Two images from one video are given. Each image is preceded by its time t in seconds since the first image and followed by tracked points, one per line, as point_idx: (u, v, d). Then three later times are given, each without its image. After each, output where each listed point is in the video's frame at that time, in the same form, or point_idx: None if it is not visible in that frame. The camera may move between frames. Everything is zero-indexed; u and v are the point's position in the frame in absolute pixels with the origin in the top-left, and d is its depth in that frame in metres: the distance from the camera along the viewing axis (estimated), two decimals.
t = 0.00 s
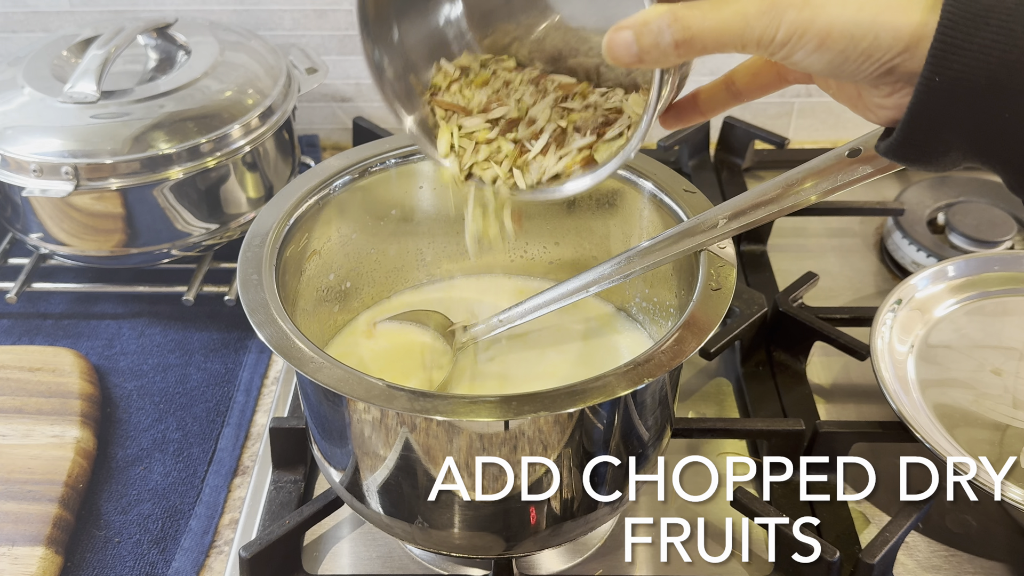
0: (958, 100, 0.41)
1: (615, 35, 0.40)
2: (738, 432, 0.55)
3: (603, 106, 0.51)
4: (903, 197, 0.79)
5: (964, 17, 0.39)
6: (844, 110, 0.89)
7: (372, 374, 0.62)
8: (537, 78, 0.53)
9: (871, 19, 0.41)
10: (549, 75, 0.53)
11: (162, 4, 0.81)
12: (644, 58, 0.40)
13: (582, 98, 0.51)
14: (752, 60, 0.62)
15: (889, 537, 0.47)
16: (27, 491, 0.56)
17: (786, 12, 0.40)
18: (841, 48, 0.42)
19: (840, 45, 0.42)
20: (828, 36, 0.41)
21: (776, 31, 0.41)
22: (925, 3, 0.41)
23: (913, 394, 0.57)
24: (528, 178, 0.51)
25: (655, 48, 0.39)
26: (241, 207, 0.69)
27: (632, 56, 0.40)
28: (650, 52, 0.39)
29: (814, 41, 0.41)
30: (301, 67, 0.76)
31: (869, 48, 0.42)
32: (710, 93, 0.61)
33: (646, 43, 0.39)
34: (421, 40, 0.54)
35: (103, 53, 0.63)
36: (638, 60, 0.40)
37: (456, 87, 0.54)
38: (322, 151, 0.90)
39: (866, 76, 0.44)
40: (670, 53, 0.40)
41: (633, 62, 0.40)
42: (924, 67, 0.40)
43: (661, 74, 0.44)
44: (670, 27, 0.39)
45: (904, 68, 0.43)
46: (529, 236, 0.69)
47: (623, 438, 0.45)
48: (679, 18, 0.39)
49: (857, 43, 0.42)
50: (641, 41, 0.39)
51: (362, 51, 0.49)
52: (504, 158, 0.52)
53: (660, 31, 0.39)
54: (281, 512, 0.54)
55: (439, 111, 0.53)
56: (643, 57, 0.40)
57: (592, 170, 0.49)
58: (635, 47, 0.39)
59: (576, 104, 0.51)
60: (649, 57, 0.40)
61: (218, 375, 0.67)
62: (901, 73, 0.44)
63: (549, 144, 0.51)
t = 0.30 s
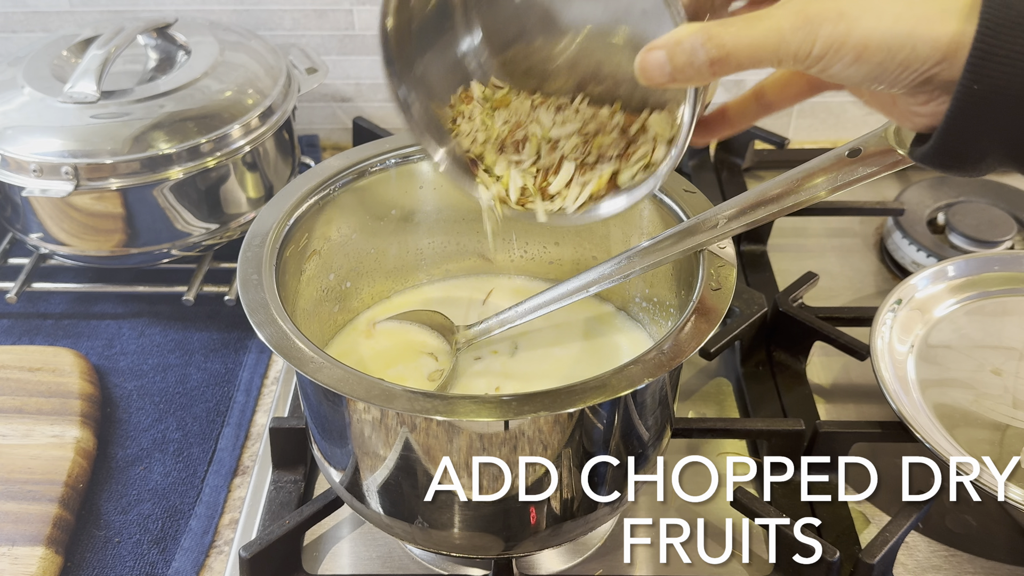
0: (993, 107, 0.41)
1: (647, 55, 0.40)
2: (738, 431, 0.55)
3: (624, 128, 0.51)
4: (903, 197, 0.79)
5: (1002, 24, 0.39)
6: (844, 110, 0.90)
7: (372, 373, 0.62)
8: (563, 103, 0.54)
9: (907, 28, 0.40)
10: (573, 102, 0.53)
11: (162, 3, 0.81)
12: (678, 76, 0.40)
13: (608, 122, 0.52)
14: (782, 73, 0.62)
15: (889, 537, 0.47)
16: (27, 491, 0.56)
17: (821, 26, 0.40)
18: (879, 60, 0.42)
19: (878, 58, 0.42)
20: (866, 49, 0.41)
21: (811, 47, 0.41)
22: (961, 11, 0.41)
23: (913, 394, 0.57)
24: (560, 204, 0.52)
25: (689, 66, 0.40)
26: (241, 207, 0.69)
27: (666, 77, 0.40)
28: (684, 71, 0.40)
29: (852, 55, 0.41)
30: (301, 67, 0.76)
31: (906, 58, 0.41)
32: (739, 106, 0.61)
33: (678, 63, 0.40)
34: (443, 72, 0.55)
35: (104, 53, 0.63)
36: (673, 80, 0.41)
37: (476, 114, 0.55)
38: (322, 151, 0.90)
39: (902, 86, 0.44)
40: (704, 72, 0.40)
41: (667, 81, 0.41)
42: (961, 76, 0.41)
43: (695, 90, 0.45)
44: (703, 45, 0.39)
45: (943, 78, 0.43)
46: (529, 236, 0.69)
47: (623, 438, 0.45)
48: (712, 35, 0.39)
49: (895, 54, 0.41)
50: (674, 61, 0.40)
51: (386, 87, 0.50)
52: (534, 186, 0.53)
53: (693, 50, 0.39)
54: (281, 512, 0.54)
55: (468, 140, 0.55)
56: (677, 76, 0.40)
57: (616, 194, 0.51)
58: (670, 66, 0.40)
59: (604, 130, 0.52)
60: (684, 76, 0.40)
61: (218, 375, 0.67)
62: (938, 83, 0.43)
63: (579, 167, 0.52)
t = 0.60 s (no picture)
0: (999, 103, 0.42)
1: (652, 72, 0.41)
2: (738, 431, 0.55)
3: (631, 113, 0.52)
4: (903, 196, 0.79)
5: (1004, 21, 0.40)
6: (844, 110, 0.90)
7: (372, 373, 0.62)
8: (574, 88, 0.53)
9: (906, 31, 0.42)
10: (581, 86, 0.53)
11: (162, 4, 0.81)
12: (686, 90, 0.41)
13: (614, 104, 0.52)
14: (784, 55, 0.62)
15: (889, 537, 0.47)
16: (27, 491, 0.56)
17: (824, 34, 0.41)
18: (880, 63, 0.43)
19: (879, 61, 0.43)
20: (867, 53, 0.42)
21: (815, 52, 0.41)
22: (960, 12, 0.42)
23: (913, 394, 0.57)
24: (569, 201, 0.53)
25: (695, 81, 0.40)
26: (241, 207, 0.69)
27: (672, 91, 0.41)
28: (690, 85, 0.41)
29: (854, 58, 0.42)
30: (301, 67, 0.76)
31: (907, 62, 0.43)
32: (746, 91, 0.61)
33: (683, 77, 0.40)
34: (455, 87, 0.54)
35: (104, 53, 0.63)
36: (679, 93, 0.41)
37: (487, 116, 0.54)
38: (322, 151, 0.90)
39: (907, 82, 0.45)
40: (709, 84, 0.41)
41: (672, 96, 0.41)
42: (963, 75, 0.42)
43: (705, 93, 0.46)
44: (709, 60, 0.40)
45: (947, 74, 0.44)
46: (530, 236, 0.69)
47: (623, 438, 0.45)
48: (717, 49, 0.40)
49: (896, 58, 0.43)
50: (681, 76, 0.40)
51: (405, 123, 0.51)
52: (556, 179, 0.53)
53: (696, 65, 0.40)
54: (281, 512, 0.54)
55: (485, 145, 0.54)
56: (682, 91, 0.41)
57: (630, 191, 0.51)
58: (674, 82, 0.40)
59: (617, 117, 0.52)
60: (691, 90, 0.41)
61: (217, 375, 0.67)
62: (942, 79, 0.45)
63: (591, 161, 0.53)
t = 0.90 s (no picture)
0: (900, 107, 0.40)
1: (554, 79, 0.41)
2: (738, 431, 0.55)
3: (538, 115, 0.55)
4: (904, 197, 0.79)
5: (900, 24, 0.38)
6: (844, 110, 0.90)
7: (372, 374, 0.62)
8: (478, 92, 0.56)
9: (807, 47, 0.41)
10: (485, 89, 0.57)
11: (163, 4, 0.81)
12: (587, 93, 0.41)
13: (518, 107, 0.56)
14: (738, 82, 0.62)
15: (889, 537, 0.47)
16: (27, 491, 0.56)
17: (723, 45, 0.40)
18: (775, 78, 0.42)
19: (774, 77, 0.42)
20: (762, 68, 0.42)
21: (711, 64, 0.41)
22: (855, 25, 0.41)
23: (913, 394, 0.57)
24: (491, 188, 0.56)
25: (592, 86, 0.40)
26: (241, 207, 0.69)
27: (572, 96, 0.41)
28: (588, 90, 0.41)
29: (749, 73, 0.42)
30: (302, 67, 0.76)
31: (802, 76, 0.42)
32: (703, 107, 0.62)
33: (583, 83, 0.40)
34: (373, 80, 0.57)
35: (104, 53, 0.63)
36: (578, 97, 0.41)
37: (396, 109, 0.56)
38: (322, 151, 0.90)
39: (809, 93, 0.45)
40: (609, 91, 0.41)
41: (571, 101, 0.41)
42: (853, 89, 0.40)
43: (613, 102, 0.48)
44: (608, 67, 0.39)
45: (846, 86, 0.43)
46: (530, 237, 0.70)
47: (623, 438, 0.45)
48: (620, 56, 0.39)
49: (791, 73, 0.42)
50: (580, 80, 0.40)
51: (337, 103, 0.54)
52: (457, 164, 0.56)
53: (592, 72, 0.40)
54: (281, 512, 0.54)
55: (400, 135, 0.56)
56: (580, 95, 0.41)
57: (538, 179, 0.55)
58: (574, 89, 0.41)
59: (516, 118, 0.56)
60: (590, 93, 0.41)
61: (218, 375, 0.67)
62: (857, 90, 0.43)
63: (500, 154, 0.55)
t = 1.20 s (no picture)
0: (968, 93, 0.40)
1: (627, 60, 0.41)
2: (738, 431, 0.55)
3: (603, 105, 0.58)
4: (904, 197, 0.79)
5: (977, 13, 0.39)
6: (844, 110, 0.90)
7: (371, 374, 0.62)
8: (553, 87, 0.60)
9: (879, 39, 0.40)
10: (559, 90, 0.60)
11: (163, 4, 0.81)
12: (659, 75, 0.42)
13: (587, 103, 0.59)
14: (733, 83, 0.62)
15: (889, 537, 0.47)
16: (27, 491, 0.55)
17: (796, 35, 0.40)
18: (848, 67, 0.42)
19: (848, 66, 0.42)
20: (836, 57, 0.41)
21: (786, 51, 0.41)
22: (920, 16, 0.40)
23: (913, 394, 0.57)
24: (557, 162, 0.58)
25: (664, 68, 0.41)
26: (241, 207, 0.69)
27: (646, 76, 0.42)
28: (662, 71, 0.41)
29: (823, 62, 0.42)
30: (301, 67, 0.76)
31: (875, 66, 0.42)
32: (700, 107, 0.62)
33: (655, 65, 0.41)
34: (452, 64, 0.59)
35: (104, 53, 0.63)
36: (653, 78, 0.42)
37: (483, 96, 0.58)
38: (322, 151, 0.90)
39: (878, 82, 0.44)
40: (683, 75, 0.41)
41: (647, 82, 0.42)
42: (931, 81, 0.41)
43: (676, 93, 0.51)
44: (680, 49, 0.40)
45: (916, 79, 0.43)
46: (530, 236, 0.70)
47: (623, 438, 0.45)
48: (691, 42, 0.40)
49: (863, 63, 0.42)
50: (652, 62, 0.41)
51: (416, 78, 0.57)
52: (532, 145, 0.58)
53: (668, 55, 0.40)
54: (281, 512, 0.54)
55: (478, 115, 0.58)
56: (653, 76, 0.42)
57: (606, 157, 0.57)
58: (648, 71, 0.41)
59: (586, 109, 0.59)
60: (663, 74, 0.41)
61: (217, 375, 0.67)
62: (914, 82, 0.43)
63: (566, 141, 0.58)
